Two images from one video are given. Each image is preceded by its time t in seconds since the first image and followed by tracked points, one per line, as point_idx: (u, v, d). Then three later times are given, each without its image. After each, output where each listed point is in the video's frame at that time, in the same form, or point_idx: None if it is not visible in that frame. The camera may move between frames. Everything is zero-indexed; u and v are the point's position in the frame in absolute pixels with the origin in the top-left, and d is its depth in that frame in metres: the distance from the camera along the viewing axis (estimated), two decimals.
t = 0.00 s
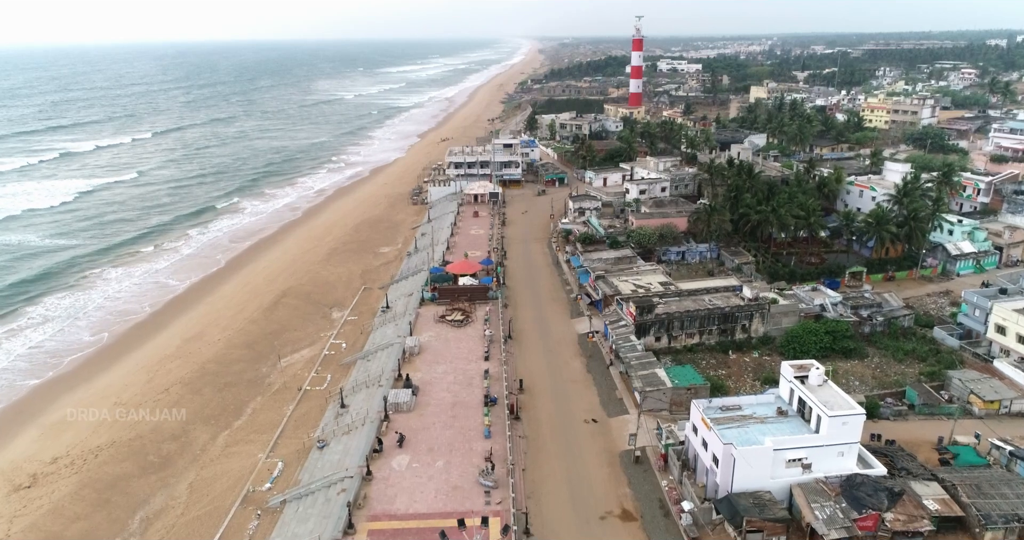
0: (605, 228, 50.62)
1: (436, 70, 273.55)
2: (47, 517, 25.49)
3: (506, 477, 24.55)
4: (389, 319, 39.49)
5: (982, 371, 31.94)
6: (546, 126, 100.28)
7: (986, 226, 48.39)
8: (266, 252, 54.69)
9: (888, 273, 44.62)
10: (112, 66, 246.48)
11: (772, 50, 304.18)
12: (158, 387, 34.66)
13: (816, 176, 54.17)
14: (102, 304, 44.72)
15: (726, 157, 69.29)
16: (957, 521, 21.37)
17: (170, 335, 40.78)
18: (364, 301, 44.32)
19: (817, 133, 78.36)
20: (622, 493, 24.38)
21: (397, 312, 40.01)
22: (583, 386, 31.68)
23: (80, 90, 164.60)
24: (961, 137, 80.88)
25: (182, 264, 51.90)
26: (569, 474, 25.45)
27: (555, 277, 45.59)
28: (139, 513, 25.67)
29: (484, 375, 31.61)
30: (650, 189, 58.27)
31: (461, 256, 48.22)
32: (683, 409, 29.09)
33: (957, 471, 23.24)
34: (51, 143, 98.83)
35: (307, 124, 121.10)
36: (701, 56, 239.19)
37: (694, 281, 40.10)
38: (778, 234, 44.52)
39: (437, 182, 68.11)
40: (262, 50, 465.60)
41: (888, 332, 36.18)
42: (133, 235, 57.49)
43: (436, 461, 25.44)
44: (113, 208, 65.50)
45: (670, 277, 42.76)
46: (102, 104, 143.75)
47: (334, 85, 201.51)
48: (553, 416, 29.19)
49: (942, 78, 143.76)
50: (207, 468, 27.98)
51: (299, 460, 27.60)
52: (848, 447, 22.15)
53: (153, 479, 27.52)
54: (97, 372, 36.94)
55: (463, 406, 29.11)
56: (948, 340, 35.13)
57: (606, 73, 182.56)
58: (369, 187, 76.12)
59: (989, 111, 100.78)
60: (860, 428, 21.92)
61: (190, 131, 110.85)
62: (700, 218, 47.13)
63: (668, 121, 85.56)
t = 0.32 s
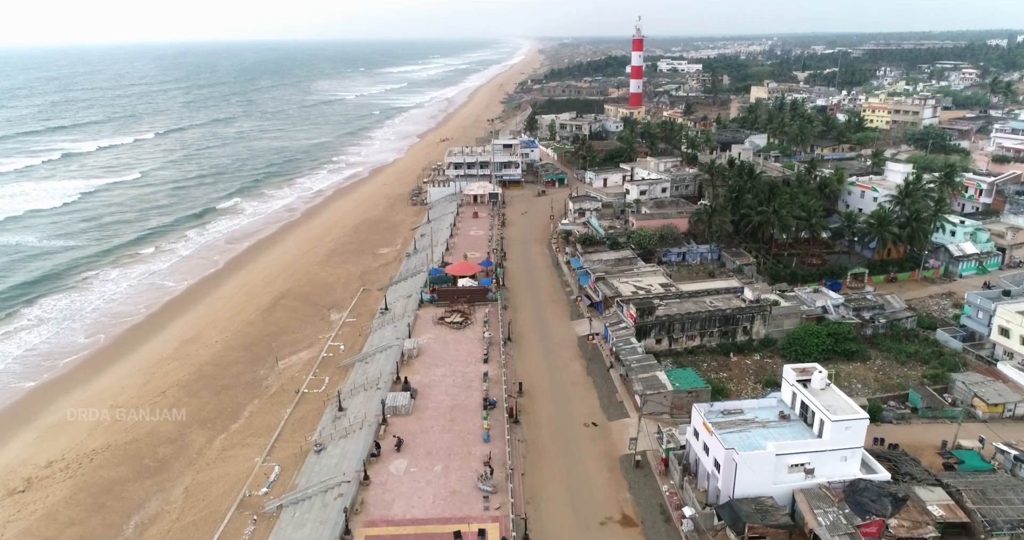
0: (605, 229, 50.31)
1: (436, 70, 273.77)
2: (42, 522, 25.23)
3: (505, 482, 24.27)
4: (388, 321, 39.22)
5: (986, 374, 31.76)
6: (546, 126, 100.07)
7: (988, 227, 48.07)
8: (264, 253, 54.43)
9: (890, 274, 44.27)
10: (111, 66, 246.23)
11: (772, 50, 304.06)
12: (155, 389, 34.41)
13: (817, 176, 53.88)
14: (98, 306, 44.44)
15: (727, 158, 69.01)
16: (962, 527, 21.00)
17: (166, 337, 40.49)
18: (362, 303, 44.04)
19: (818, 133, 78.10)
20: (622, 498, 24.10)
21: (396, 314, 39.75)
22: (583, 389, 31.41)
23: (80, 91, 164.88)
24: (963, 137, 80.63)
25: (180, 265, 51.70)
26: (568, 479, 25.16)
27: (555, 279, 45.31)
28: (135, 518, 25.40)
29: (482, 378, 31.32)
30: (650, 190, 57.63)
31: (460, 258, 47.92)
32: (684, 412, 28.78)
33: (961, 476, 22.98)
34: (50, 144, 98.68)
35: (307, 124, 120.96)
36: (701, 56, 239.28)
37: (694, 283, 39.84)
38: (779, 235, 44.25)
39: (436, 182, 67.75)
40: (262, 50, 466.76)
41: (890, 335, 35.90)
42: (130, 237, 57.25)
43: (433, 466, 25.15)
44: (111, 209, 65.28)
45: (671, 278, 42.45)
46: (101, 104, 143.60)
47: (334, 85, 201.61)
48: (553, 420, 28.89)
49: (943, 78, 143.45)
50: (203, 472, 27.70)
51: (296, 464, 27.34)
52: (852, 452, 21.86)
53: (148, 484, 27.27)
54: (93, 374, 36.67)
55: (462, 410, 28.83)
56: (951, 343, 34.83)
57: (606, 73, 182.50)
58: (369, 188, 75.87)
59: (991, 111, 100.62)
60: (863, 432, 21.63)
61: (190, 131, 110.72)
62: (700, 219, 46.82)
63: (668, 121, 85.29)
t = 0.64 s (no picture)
0: (605, 230, 49.93)
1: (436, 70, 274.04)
2: (34, 528, 24.90)
3: (503, 487, 23.95)
4: (386, 323, 38.90)
5: (991, 377, 31.67)
6: (546, 126, 99.74)
7: (991, 228, 47.75)
8: (263, 254, 54.10)
9: (892, 276, 43.90)
10: (110, 66, 246.19)
11: (773, 50, 303.81)
12: (150, 392, 34.06)
13: (819, 177, 53.59)
14: (94, 308, 44.11)
15: (728, 158, 68.70)
16: (968, 534, 20.64)
17: (163, 339, 40.16)
18: (361, 304, 43.71)
19: (819, 133, 77.78)
20: (623, 504, 23.78)
21: (394, 316, 39.44)
22: (583, 393, 31.05)
23: (80, 91, 164.98)
24: (964, 138, 80.31)
25: (177, 266, 51.37)
26: (568, 484, 24.84)
27: (555, 280, 44.96)
28: (129, 523, 25.07)
29: (481, 381, 30.97)
30: (651, 191, 57.24)
31: (459, 259, 47.56)
32: (685, 416, 28.46)
33: (967, 482, 22.67)
34: (48, 144, 98.45)
35: (306, 125, 120.71)
36: (702, 56, 239.19)
37: (695, 284, 39.50)
38: (781, 236, 43.91)
39: (435, 182, 67.39)
40: (262, 50, 467.56)
41: (892, 337, 35.55)
42: (128, 239, 56.95)
43: (432, 471, 24.83)
44: (109, 210, 64.98)
45: (671, 280, 42.07)
46: (101, 105, 143.39)
47: (334, 85, 201.54)
48: (553, 424, 28.54)
49: (945, 78, 143.16)
50: (198, 477, 27.37)
51: (292, 469, 27.03)
52: (855, 458, 21.55)
53: (143, 489, 26.93)
54: (89, 377, 36.35)
55: (461, 414, 28.51)
56: (955, 345, 34.51)
57: (605, 73, 182.31)
58: (368, 188, 75.56)
59: (992, 111, 100.29)
60: (868, 438, 21.31)
61: (189, 131, 110.47)
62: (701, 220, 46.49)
63: (668, 121, 84.97)
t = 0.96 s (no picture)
0: (605, 231, 49.53)
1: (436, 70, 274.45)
2: (26, 536, 24.54)
3: (502, 494, 23.59)
4: (384, 325, 38.53)
5: (996, 381, 31.24)
6: (546, 126, 99.43)
7: (995, 229, 47.35)
8: (261, 256, 53.74)
9: (895, 278, 43.48)
10: (109, 67, 246.44)
11: (773, 50, 303.41)
12: (146, 396, 33.69)
13: (820, 178, 53.23)
14: (90, 310, 43.73)
15: (728, 158, 68.32)
16: None
17: (159, 342, 39.81)
18: (359, 306, 43.34)
19: (820, 133, 77.41)
20: (624, 511, 23.40)
21: (393, 318, 39.07)
22: (583, 397, 30.66)
23: (80, 91, 164.96)
24: (966, 138, 79.96)
25: (174, 268, 51.04)
26: (568, 491, 24.45)
27: (555, 282, 44.58)
28: (122, 530, 24.72)
29: (480, 385, 30.59)
30: (651, 192, 56.88)
31: (458, 260, 47.19)
32: (687, 421, 28.10)
33: (973, 489, 22.26)
34: (47, 145, 98.29)
35: (306, 125, 120.42)
36: (703, 56, 239.15)
37: (696, 286, 39.12)
38: (783, 238, 43.55)
39: (435, 183, 67.01)
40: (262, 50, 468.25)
41: (896, 340, 35.15)
42: (125, 241, 56.59)
43: (429, 477, 24.47)
44: (106, 211, 64.62)
45: (672, 282, 41.68)
46: (101, 105, 143.34)
47: (333, 86, 201.25)
48: (553, 430, 28.15)
49: (946, 78, 142.80)
50: (193, 482, 27.01)
51: (288, 475, 26.66)
52: (860, 464, 21.16)
53: (137, 495, 26.57)
54: (84, 380, 35.99)
55: (459, 418, 28.15)
56: (959, 348, 34.12)
57: (606, 73, 182.09)
58: (368, 189, 75.19)
59: (994, 111, 99.97)
60: (873, 444, 20.91)
61: (187, 132, 110.15)
62: (703, 222, 46.11)
63: (669, 121, 84.62)
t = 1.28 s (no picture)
0: (605, 232, 49.12)
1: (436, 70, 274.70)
2: None
3: (501, 502, 23.18)
4: (383, 328, 38.13)
5: (1002, 385, 30.79)
6: (546, 126, 98.99)
7: (999, 230, 46.93)
8: (258, 257, 53.35)
9: (899, 280, 43.05)
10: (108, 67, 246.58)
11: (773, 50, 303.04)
12: (140, 400, 33.27)
13: (823, 178, 52.81)
14: (85, 312, 43.31)
15: (729, 158, 67.85)
16: None
17: (155, 345, 39.39)
18: (357, 309, 42.90)
19: (821, 134, 76.98)
20: (625, 518, 23.00)
21: (391, 321, 38.67)
22: (583, 401, 30.25)
23: (80, 91, 165.00)
24: (968, 138, 79.56)
25: (171, 269, 50.70)
26: (568, 499, 24.05)
27: (555, 284, 44.15)
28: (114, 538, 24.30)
29: (479, 390, 30.18)
30: (652, 192, 56.46)
31: (457, 262, 46.79)
32: (689, 426, 27.71)
33: (981, 497, 21.84)
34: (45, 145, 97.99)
35: (306, 125, 120.09)
36: (704, 56, 238.90)
37: (697, 288, 38.68)
38: (785, 240, 43.12)
39: (434, 184, 66.61)
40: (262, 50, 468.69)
41: (900, 343, 34.72)
42: (122, 242, 56.17)
43: (427, 484, 24.06)
44: (104, 212, 64.25)
45: (673, 284, 41.28)
46: (100, 105, 143.19)
47: (333, 86, 201.08)
48: (552, 435, 27.73)
49: (947, 78, 142.40)
50: (187, 489, 26.59)
51: (284, 481, 26.26)
52: (866, 472, 20.73)
53: (130, 501, 26.16)
54: (78, 384, 35.56)
55: (458, 423, 27.74)
56: (964, 352, 33.70)
57: (606, 73, 181.77)
58: (367, 189, 74.78)
59: (996, 111, 99.56)
60: (879, 451, 20.51)
61: (186, 132, 109.83)
62: (704, 223, 45.70)
63: (670, 121, 84.22)
